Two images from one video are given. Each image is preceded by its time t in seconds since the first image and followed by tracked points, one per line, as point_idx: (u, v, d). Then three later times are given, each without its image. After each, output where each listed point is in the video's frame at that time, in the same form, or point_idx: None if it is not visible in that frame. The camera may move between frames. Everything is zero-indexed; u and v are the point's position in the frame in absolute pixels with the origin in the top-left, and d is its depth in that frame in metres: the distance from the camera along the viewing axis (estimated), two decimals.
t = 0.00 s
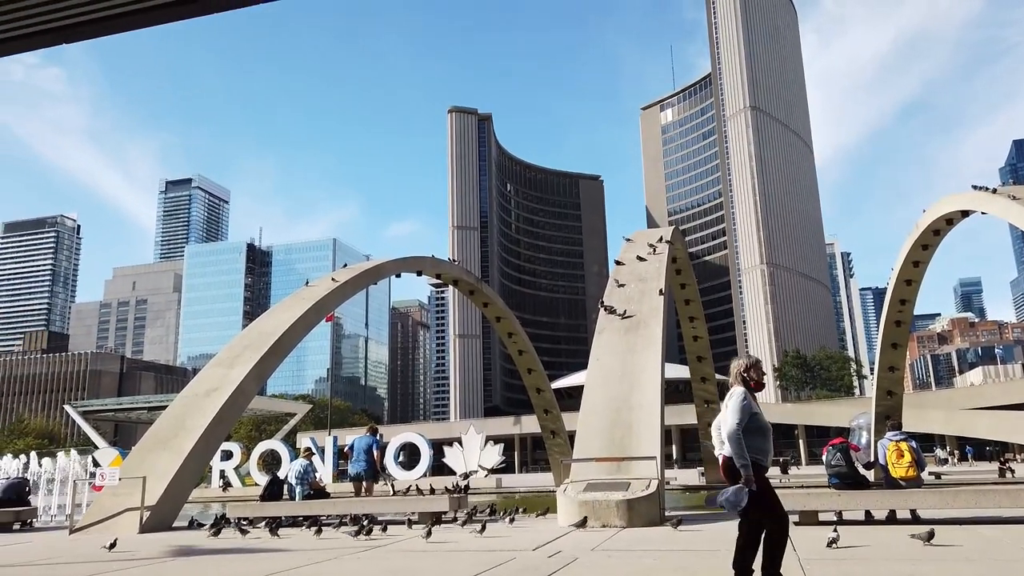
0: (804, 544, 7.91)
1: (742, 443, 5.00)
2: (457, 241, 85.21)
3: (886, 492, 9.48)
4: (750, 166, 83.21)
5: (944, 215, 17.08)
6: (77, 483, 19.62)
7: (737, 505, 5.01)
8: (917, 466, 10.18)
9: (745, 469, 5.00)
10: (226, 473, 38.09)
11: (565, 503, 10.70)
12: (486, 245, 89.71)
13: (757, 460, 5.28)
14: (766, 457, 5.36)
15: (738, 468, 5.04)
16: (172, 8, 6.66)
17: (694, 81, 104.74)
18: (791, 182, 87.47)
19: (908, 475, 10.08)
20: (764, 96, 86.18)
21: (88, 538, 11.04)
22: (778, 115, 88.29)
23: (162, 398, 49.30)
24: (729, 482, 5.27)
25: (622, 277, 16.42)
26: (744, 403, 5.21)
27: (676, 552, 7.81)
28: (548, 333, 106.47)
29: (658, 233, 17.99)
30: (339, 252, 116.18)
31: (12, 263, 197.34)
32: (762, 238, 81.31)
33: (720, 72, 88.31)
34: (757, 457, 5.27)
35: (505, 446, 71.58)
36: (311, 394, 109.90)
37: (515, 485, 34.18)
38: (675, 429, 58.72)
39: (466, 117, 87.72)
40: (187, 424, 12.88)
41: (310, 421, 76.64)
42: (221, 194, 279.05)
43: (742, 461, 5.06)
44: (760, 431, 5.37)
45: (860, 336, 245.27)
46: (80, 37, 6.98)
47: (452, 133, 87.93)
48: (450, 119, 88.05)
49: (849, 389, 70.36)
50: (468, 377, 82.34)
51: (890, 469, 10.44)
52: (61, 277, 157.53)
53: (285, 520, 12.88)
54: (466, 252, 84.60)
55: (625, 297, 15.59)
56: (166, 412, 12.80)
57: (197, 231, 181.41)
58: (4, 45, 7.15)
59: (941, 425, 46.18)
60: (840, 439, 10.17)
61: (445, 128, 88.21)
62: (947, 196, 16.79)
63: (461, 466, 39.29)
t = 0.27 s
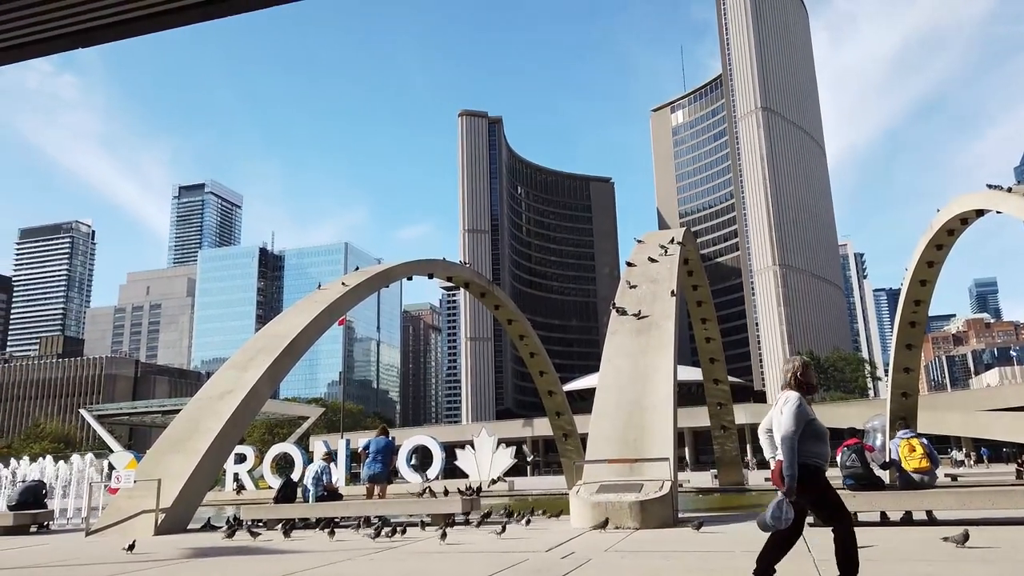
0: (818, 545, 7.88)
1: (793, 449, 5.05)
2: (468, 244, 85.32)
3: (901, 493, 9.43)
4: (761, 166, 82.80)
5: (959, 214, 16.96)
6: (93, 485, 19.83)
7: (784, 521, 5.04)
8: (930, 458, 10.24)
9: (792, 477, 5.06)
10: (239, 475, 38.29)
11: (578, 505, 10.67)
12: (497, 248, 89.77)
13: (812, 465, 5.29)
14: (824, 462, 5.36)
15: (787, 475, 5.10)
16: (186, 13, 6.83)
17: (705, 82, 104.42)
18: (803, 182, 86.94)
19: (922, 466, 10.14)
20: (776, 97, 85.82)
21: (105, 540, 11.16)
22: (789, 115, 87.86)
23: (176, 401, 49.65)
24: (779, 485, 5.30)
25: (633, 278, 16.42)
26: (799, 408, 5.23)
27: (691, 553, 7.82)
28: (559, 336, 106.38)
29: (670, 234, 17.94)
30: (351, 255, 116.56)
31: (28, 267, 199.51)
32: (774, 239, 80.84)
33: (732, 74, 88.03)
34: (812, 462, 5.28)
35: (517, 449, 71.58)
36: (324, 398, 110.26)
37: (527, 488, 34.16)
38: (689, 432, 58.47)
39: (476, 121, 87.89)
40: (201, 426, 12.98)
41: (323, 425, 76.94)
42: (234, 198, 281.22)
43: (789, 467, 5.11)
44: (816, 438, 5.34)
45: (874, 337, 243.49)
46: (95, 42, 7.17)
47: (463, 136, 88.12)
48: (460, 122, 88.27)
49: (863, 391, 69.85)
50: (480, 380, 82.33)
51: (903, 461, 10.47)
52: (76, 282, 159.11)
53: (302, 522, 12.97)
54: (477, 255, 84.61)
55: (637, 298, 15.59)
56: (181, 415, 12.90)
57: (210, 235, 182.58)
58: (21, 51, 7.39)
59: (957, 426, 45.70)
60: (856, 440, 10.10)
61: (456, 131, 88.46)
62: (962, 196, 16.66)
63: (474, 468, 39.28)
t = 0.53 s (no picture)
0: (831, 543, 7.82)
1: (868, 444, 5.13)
2: (478, 244, 85.33)
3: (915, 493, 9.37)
4: (773, 164, 82.24)
5: (973, 211, 16.81)
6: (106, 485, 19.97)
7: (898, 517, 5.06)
8: (943, 439, 10.19)
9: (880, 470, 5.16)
10: (251, 475, 38.49)
11: (590, 504, 10.65)
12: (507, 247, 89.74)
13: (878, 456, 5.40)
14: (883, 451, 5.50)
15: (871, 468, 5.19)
16: (205, 13, 6.91)
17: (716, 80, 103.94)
18: (815, 180, 86.40)
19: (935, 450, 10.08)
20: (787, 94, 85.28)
21: (119, 539, 11.23)
22: (801, 112, 87.26)
23: (188, 401, 49.93)
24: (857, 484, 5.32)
25: (644, 277, 16.37)
26: (859, 404, 5.32)
27: (703, 552, 7.79)
28: (570, 335, 106.28)
29: (681, 233, 17.89)
30: (361, 255, 116.87)
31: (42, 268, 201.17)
32: (785, 237, 80.36)
33: (742, 71, 87.55)
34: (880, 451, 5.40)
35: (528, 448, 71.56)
36: (335, 398, 110.67)
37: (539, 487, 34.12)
38: (700, 431, 58.28)
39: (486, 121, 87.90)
40: (214, 426, 13.06)
41: (334, 424, 77.22)
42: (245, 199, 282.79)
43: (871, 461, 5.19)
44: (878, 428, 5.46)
45: (887, 335, 241.57)
46: (113, 41, 7.25)
47: (473, 136, 88.14)
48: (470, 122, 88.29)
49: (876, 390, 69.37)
50: (491, 380, 82.36)
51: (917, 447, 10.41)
52: (90, 284, 160.52)
53: (314, 521, 13.03)
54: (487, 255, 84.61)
55: (648, 297, 15.56)
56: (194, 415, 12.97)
57: (221, 236, 183.58)
58: (40, 53, 7.50)
59: (972, 425, 45.25)
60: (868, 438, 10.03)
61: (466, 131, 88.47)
62: (976, 193, 16.52)
63: (484, 468, 39.29)
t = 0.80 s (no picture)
0: (843, 542, 7.79)
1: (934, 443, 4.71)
2: (487, 244, 85.49)
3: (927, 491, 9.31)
4: (783, 161, 81.92)
5: (985, 208, 16.68)
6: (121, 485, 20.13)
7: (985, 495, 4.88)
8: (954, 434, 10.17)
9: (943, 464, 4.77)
10: (263, 475, 38.71)
11: (600, 504, 10.63)
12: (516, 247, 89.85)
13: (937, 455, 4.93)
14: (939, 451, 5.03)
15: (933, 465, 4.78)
16: (224, 13, 7.31)
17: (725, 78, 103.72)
18: (825, 177, 86.03)
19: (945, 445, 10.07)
20: (797, 91, 84.98)
21: (133, 538, 11.29)
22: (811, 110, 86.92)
23: (201, 401, 50.29)
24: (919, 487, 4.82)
25: (654, 275, 16.33)
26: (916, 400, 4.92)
27: (714, 549, 7.78)
28: (580, 334, 106.16)
29: (690, 231, 17.82)
30: (371, 256, 117.26)
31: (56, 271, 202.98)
32: (796, 235, 79.99)
33: (751, 68, 87.32)
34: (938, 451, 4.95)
35: (538, 448, 71.58)
36: (346, 398, 111.04)
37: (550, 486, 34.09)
38: (710, 430, 58.13)
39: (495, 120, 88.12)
40: (226, 426, 13.15)
41: (345, 424, 77.50)
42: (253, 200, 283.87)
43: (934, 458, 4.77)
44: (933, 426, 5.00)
45: (899, 333, 240.15)
46: (142, 40, 7.61)
47: (481, 135, 88.39)
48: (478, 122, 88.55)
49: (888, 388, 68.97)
50: (500, 379, 82.41)
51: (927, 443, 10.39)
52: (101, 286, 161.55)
53: (326, 520, 13.11)
54: (496, 255, 84.70)
55: (658, 295, 15.51)
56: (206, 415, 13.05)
57: (232, 238, 184.67)
58: (66, 52, 7.84)
59: (986, 423, 44.86)
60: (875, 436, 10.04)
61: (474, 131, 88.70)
62: (988, 189, 16.40)
63: (495, 467, 39.32)
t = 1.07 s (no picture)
0: (854, 541, 7.73)
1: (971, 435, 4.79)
2: (494, 243, 85.47)
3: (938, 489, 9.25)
4: (791, 159, 81.51)
5: (995, 205, 16.58)
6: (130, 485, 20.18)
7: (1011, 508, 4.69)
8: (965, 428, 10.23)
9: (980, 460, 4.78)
10: (272, 475, 38.81)
11: (609, 502, 10.62)
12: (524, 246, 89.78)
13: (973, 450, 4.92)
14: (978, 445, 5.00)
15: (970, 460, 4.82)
16: (236, 13, 7.31)
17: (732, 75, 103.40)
18: (834, 175, 85.63)
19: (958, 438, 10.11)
20: (805, 89, 84.60)
21: (143, 538, 11.34)
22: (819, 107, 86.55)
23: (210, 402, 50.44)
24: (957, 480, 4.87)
25: (662, 274, 16.29)
26: (959, 392, 5.00)
27: (723, 549, 7.75)
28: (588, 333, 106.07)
29: (698, 230, 17.77)
30: (378, 256, 117.42)
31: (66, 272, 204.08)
32: (805, 233, 79.62)
33: (759, 66, 86.98)
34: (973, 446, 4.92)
35: (546, 447, 71.55)
36: (354, 397, 111.25)
37: (558, 486, 34.02)
38: (719, 429, 57.97)
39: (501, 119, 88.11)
40: (236, 425, 13.20)
41: (353, 424, 77.64)
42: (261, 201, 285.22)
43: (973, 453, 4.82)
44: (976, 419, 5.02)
45: (909, 331, 238.92)
46: (157, 40, 7.63)
47: (488, 134, 88.36)
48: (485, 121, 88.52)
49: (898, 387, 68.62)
50: (508, 379, 82.37)
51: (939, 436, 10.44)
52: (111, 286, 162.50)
53: (336, 519, 13.13)
54: (504, 254, 84.64)
55: (665, 293, 15.47)
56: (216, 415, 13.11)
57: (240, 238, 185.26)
58: (77, 54, 7.89)
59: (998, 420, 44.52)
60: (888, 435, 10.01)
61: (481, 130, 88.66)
62: (998, 186, 16.32)
63: (503, 466, 39.31)
